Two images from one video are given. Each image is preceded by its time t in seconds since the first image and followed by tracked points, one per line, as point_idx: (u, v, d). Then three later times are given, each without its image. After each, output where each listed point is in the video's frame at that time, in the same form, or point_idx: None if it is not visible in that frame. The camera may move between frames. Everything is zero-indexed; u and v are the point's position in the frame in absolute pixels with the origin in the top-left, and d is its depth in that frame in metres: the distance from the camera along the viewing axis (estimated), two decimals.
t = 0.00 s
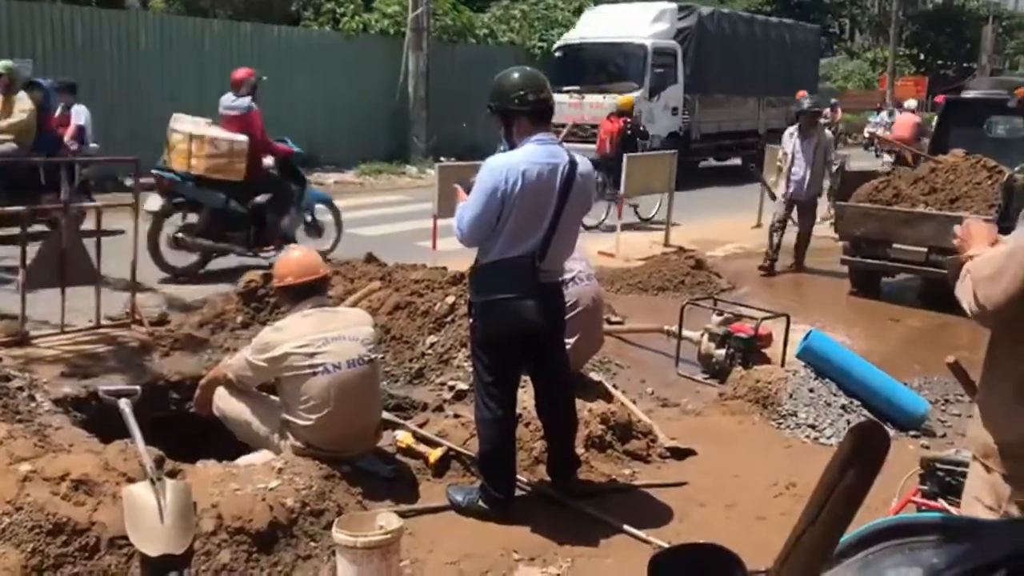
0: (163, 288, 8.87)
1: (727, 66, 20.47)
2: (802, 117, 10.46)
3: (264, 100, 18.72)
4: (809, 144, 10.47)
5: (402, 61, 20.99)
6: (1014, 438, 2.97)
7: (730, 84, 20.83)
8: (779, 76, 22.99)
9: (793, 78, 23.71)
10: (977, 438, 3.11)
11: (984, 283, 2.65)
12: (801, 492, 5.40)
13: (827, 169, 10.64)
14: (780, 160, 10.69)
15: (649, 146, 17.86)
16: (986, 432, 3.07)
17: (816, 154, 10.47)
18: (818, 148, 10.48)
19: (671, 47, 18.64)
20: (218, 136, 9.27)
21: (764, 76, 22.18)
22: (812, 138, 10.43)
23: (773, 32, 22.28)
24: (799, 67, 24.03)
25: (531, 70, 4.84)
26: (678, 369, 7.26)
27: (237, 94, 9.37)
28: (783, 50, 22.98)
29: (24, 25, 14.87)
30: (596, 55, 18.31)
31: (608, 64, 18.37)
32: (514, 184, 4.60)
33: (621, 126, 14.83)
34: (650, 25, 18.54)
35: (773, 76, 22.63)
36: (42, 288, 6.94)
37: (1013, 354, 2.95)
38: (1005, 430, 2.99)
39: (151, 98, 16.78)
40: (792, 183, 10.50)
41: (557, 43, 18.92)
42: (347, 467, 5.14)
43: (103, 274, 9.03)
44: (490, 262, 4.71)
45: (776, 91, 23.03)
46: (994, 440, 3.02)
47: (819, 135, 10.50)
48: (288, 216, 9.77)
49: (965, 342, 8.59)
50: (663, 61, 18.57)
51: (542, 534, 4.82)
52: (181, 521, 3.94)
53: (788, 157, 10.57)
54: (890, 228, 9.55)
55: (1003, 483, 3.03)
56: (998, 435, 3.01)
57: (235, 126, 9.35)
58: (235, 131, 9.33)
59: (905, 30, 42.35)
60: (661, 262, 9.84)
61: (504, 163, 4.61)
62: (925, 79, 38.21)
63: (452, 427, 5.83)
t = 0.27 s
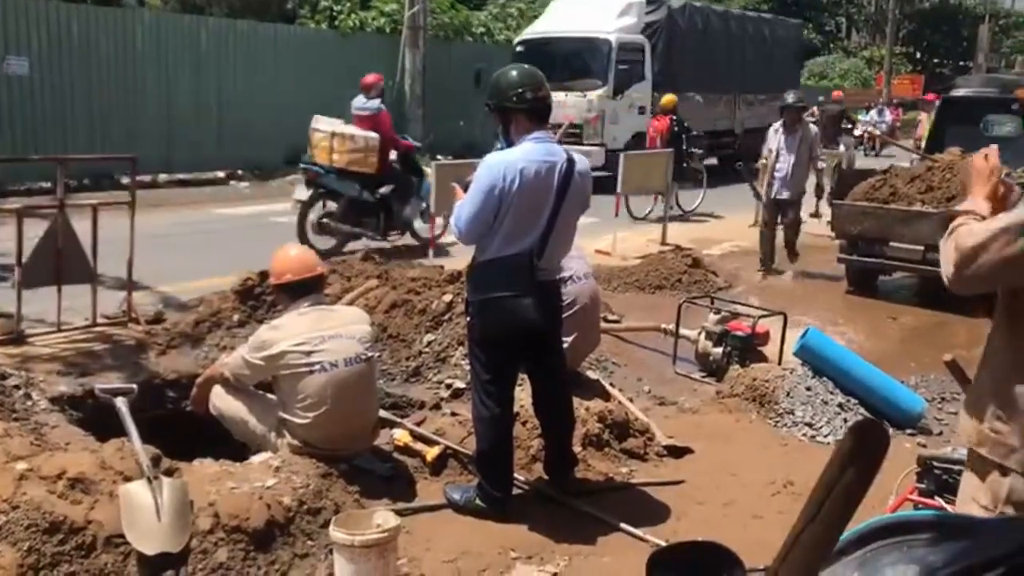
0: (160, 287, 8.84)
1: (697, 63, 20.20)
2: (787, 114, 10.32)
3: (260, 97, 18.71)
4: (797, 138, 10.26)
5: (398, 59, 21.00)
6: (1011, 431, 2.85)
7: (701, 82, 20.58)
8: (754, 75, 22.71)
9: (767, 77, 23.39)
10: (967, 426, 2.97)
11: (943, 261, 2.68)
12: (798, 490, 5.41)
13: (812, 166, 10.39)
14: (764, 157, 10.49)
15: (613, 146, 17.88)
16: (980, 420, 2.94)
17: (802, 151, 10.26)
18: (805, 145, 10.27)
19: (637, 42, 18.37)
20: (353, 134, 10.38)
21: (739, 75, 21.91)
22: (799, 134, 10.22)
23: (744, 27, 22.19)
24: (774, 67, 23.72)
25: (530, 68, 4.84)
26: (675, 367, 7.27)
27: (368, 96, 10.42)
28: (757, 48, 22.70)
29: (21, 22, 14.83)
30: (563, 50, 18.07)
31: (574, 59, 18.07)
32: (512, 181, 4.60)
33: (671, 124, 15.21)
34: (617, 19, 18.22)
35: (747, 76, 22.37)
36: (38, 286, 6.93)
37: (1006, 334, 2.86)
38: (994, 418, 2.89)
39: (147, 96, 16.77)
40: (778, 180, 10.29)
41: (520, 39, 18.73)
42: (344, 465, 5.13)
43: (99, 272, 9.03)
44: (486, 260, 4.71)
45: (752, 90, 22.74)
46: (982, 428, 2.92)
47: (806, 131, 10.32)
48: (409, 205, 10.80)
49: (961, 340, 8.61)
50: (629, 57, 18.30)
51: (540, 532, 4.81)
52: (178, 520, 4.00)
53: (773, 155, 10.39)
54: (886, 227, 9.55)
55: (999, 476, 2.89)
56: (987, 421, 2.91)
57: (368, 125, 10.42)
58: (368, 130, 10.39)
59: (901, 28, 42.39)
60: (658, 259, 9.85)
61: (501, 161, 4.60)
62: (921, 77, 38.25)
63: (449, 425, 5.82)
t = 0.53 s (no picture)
0: (158, 286, 8.82)
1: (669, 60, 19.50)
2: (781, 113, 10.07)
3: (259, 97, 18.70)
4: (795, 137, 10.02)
5: (397, 60, 21.02)
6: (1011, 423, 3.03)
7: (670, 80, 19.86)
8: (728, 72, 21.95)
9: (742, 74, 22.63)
10: (969, 417, 3.14)
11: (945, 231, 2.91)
12: (798, 489, 5.41)
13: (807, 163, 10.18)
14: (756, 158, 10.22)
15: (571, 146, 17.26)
16: (982, 411, 3.11)
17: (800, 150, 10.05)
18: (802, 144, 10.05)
19: (600, 37, 17.66)
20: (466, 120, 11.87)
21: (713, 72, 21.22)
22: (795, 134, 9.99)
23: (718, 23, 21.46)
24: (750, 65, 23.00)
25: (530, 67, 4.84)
26: (674, 367, 7.28)
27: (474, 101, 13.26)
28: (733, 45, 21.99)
29: (21, 22, 14.79)
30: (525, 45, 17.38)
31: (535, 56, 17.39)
32: (511, 180, 4.60)
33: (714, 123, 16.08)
34: (579, 13, 17.57)
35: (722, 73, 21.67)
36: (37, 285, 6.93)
37: (1010, 323, 3.03)
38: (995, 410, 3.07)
39: (147, 95, 16.76)
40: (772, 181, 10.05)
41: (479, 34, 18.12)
42: (344, 465, 5.13)
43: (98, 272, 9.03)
44: (486, 259, 4.71)
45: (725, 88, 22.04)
46: (983, 419, 3.10)
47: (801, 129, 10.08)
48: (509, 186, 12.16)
49: (961, 339, 8.62)
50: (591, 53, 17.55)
51: (539, 531, 4.82)
52: (177, 519, 4.02)
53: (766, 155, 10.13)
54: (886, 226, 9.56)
55: (997, 465, 3.06)
56: (988, 411, 3.09)
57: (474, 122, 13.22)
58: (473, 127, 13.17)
59: (900, 27, 42.39)
60: (657, 259, 9.84)
61: (501, 160, 4.60)
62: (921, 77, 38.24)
63: (449, 425, 5.83)
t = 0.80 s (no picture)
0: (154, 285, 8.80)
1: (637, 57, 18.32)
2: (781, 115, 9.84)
3: (257, 97, 18.68)
4: (797, 139, 9.81)
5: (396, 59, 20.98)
6: (1012, 420, 3.09)
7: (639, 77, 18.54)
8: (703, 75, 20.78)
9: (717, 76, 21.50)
10: (972, 415, 3.19)
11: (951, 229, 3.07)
12: (797, 489, 5.42)
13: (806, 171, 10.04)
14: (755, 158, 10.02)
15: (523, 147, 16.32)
16: (985, 410, 3.16)
17: (800, 153, 9.86)
18: (801, 148, 9.86)
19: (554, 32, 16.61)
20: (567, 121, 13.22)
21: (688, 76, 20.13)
22: (796, 136, 9.79)
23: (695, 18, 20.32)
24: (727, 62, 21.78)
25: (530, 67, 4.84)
26: (674, 366, 7.28)
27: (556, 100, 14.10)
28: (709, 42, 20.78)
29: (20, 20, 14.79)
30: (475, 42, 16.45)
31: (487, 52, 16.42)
32: (510, 180, 4.60)
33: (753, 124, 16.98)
34: (530, 7, 16.52)
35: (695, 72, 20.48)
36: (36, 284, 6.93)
37: (1011, 323, 3.12)
38: (998, 407, 3.13)
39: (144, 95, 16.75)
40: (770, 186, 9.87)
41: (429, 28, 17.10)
42: (344, 464, 5.14)
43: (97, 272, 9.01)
44: (485, 259, 4.71)
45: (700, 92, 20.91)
46: (986, 418, 3.15)
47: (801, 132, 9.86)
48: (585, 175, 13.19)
49: (961, 339, 8.62)
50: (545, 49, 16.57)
51: (539, 531, 4.82)
52: (176, 519, 4.08)
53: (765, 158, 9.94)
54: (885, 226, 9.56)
55: (998, 463, 3.11)
56: (990, 409, 3.15)
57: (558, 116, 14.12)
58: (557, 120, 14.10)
59: (900, 27, 42.31)
60: (657, 258, 9.83)
61: (500, 159, 4.60)
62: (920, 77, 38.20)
63: (449, 424, 5.82)
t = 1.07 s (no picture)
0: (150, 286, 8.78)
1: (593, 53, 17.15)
2: (781, 115, 9.75)
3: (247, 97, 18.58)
4: (799, 138, 9.74)
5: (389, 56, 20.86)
6: (1012, 417, 3.10)
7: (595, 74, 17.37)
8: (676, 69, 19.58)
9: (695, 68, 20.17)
10: (973, 412, 3.20)
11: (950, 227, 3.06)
12: (794, 489, 5.42)
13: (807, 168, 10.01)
14: (753, 159, 9.87)
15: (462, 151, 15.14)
16: (986, 408, 3.16)
17: (801, 151, 9.79)
18: (802, 147, 9.79)
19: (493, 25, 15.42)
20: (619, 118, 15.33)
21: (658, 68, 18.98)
22: (796, 136, 9.70)
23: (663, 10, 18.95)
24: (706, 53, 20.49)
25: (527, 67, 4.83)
26: (672, 366, 7.28)
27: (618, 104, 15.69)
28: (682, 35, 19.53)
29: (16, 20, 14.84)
30: (412, 38, 15.36)
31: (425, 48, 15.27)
32: (507, 179, 4.60)
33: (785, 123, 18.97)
34: None
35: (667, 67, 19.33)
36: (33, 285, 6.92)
37: (1011, 320, 3.13)
38: (998, 405, 3.14)
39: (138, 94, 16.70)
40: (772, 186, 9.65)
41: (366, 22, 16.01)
42: (341, 464, 5.13)
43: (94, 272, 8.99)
44: (482, 259, 4.71)
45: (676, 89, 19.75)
46: (986, 416, 3.15)
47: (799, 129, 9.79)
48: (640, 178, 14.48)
49: (958, 339, 8.63)
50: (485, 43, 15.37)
51: (536, 531, 4.81)
52: (173, 519, 4.21)
53: (765, 159, 9.79)
54: (883, 226, 9.56)
55: (999, 461, 3.11)
56: (989, 407, 3.16)
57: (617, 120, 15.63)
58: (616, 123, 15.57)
59: (898, 27, 42.23)
60: (654, 258, 9.82)
61: (497, 159, 4.60)
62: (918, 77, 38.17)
63: (446, 424, 5.82)
